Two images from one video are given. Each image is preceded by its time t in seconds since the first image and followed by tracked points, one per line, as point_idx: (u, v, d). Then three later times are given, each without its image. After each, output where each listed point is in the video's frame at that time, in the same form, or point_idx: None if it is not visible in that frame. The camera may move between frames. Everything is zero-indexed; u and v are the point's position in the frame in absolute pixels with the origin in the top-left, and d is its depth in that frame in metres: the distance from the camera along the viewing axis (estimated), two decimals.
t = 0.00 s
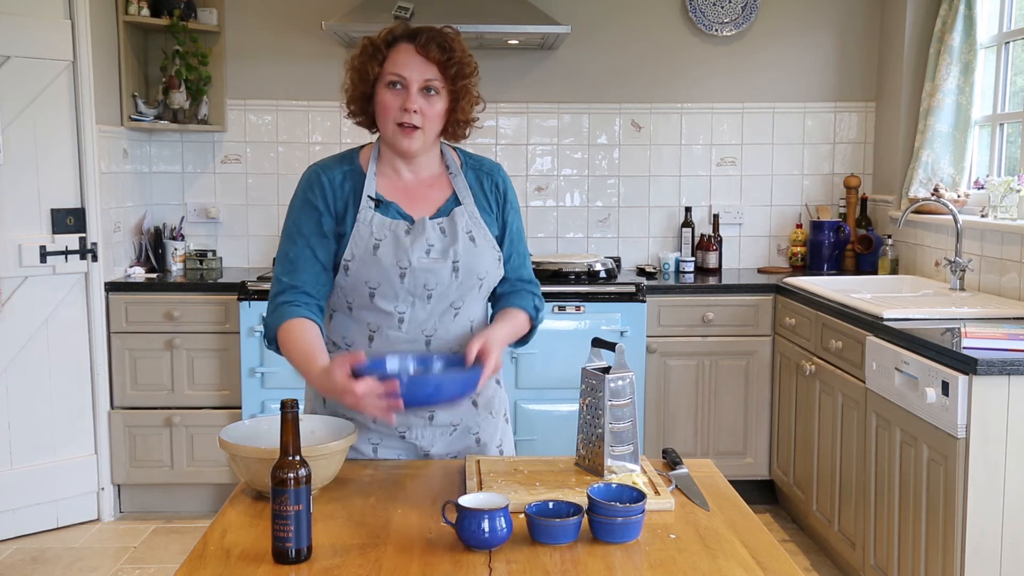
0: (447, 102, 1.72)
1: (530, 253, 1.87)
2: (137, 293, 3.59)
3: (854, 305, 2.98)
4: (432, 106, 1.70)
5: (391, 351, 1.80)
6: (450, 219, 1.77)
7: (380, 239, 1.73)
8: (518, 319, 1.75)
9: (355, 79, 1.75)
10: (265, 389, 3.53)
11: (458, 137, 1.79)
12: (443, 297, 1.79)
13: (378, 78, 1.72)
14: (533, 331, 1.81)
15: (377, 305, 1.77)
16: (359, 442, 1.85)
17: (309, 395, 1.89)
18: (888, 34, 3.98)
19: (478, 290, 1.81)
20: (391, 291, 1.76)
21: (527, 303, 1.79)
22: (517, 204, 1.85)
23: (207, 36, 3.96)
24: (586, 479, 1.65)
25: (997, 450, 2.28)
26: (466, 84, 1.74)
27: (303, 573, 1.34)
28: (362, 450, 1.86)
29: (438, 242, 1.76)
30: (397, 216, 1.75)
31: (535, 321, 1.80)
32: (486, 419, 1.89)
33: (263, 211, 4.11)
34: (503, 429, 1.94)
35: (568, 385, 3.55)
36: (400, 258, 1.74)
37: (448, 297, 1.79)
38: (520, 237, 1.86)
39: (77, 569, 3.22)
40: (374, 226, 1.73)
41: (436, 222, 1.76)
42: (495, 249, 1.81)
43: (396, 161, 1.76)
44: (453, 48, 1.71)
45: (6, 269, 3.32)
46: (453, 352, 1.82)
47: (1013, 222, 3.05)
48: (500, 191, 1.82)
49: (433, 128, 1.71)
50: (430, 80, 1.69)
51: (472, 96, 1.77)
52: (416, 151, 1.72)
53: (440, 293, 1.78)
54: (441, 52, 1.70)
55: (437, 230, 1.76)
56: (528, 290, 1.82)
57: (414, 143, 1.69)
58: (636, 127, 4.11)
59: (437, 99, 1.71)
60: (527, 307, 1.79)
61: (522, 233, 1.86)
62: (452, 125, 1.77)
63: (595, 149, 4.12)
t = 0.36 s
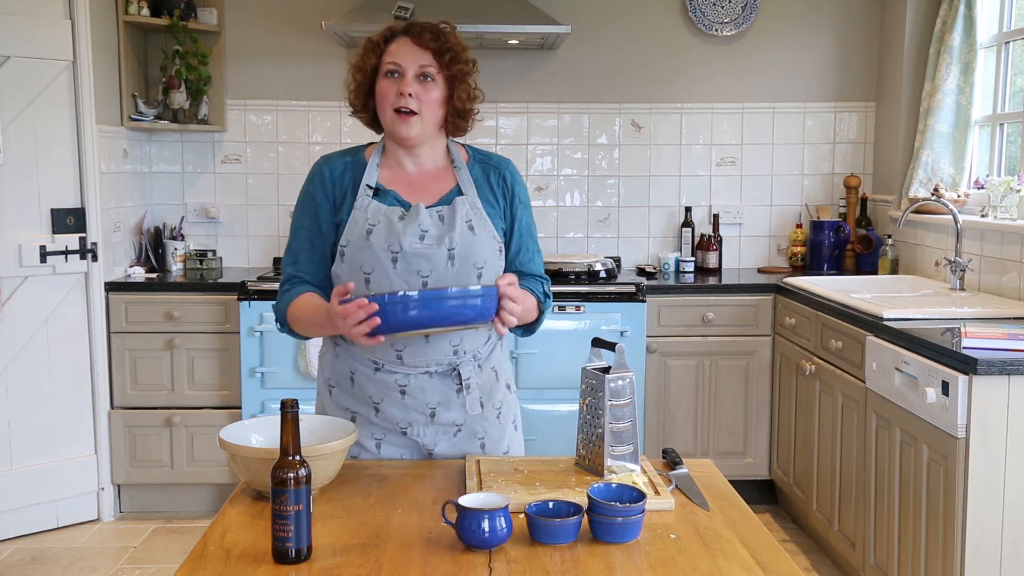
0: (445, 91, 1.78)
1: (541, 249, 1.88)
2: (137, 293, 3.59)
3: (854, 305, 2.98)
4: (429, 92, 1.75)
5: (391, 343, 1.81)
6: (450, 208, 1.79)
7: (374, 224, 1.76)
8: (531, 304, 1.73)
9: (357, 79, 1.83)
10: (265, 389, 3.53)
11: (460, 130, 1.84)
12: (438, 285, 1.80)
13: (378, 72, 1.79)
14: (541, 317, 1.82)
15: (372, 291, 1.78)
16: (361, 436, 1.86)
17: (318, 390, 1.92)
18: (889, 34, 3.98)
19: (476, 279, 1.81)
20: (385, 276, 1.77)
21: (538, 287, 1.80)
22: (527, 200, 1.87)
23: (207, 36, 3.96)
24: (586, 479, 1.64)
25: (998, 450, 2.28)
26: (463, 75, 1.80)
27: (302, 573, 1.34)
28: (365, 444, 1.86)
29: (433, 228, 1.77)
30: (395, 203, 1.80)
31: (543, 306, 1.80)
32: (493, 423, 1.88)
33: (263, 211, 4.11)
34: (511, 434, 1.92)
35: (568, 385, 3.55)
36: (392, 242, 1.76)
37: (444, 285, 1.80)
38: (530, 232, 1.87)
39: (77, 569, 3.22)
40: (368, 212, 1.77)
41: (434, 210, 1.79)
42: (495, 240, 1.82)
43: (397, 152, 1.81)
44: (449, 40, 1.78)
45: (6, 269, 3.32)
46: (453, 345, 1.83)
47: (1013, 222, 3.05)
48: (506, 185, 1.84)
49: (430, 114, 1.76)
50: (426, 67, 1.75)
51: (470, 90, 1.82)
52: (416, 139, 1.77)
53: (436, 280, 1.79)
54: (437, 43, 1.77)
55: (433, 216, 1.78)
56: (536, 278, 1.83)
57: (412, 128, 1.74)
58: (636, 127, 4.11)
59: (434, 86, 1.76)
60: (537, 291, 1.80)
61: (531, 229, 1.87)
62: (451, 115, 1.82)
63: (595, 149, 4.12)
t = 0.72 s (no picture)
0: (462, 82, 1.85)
1: (566, 246, 1.93)
2: (137, 293, 3.59)
3: (854, 305, 2.98)
4: (445, 82, 1.82)
5: (409, 336, 1.85)
6: (470, 204, 1.85)
7: (393, 218, 1.84)
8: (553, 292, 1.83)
9: (382, 85, 1.94)
10: (265, 389, 3.53)
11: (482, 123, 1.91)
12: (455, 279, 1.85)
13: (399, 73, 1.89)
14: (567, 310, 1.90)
15: (390, 282, 1.85)
16: (377, 428, 1.89)
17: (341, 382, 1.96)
18: (888, 34, 3.98)
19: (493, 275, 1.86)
20: (403, 268, 1.84)
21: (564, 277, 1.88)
22: (552, 199, 1.93)
23: (207, 36, 3.96)
24: (586, 479, 1.64)
25: (997, 450, 2.28)
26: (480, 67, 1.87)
27: (302, 573, 1.34)
28: (381, 436, 1.89)
29: (451, 223, 1.84)
30: (417, 198, 1.87)
31: (570, 297, 1.88)
32: (509, 424, 1.90)
33: (263, 211, 4.11)
34: (526, 437, 1.93)
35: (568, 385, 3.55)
36: (410, 236, 1.82)
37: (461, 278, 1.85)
38: (556, 232, 1.92)
39: (77, 569, 3.22)
40: (389, 206, 1.85)
41: (454, 206, 1.85)
42: (513, 236, 1.86)
43: (421, 149, 1.88)
44: (464, 35, 1.87)
45: (6, 269, 3.32)
46: (470, 341, 1.86)
47: (1013, 222, 3.05)
48: (530, 183, 1.90)
49: (446, 103, 1.82)
50: (440, 59, 1.83)
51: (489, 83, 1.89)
52: (435, 130, 1.84)
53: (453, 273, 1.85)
54: (452, 38, 1.86)
55: (453, 212, 1.84)
56: (561, 273, 1.88)
57: (429, 116, 1.80)
58: (636, 127, 4.11)
59: (450, 76, 1.83)
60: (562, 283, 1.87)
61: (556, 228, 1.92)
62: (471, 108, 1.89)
63: (595, 149, 4.12)
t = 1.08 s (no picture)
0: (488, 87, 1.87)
1: (586, 246, 1.96)
2: (137, 293, 3.59)
3: (854, 305, 2.98)
4: (471, 86, 1.85)
5: (430, 330, 1.85)
6: (494, 200, 1.86)
7: (417, 214, 1.86)
8: (574, 292, 1.85)
9: (408, 84, 1.96)
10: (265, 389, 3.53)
11: (507, 127, 1.92)
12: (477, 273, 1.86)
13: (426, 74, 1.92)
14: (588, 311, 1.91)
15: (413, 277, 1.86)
16: (397, 422, 1.90)
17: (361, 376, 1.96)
18: (888, 34, 3.98)
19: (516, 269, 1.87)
20: (427, 263, 1.85)
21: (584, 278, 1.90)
22: (573, 199, 1.97)
23: (207, 36, 3.96)
24: (586, 479, 1.64)
25: (997, 450, 2.28)
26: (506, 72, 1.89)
27: (302, 573, 1.34)
28: (400, 430, 1.90)
29: (475, 218, 1.85)
30: (440, 195, 1.89)
31: (592, 297, 1.89)
32: (527, 419, 1.91)
33: (263, 211, 4.11)
34: (543, 432, 1.95)
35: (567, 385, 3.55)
36: (434, 231, 1.84)
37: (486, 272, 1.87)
38: (577, 231, 1.95)
39: (77, 569, 3.22)
40: (413, 203, 1.87)
41: (478, 202, 1.86)
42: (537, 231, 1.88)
43: (443, 149, 1.91)
44: (492, 40, 1.89)
45: (6, 269, 3.32)
46: (492, 335, 1.87)
47: (1013, 222, 3.05)
48: (552, 182, 1.94)
49: (472, 106, 1.85)
50: (467, 64, 1.86)
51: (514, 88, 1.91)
52: (459, 132, 1.86)
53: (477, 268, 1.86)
54: (479, 43, 1.88)
55: (476, 208, 1.86)
56: (582, 271, 1.92)
57: (454, 118, 1.83)
58: (636, 127, 4.11)
59: (476, 80, 1.85)
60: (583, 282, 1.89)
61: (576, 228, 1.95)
62: (495, 111, 1.91)
63: (595, 149, 4.12)
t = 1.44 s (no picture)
0: (495, 89, 1.87)
1: (586, 249, 1.97)
2: (136, 293, 3.59)
3: (854, 305, 2.98)
4: (478, 90, 1.84)
5: (435, 328, 1.85)
6: (499, 200, 1.87)
7: (422, 213, 1.86)
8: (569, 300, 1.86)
9: (414, 83, 1.96)
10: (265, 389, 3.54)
11: (511, 128, 1.92)
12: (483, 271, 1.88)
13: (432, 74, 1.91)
14: (585, 315, 1.92)
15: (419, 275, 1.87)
16: (401, 422, 1.89)
17: (365, 376, 1.96)
18: (888, 34, 3.98)
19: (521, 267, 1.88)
20: (433, 262, 1.86)
21: (580, 285, 1.90)
22: (576, 200, 1.96)
23: (207, 36, 3.96)
24: (586, 479, 1.64)
25: (997, 450, 2.28)
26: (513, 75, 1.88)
27: (302, 573, 1.34)
28: (404, 429, 1.90)
29: (480, 218, 1.86)
30: (445, 194, 1.89)
31: (587, 304, 1.90)
32: (530, 418, 1.91)
33: (263, 211, 4.11)
34: (546, 431, 1.95)
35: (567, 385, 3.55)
36: (440, 229, 1.85)
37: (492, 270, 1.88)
38: (578, 233, 1.95)
39: (77, 569, 3.22)
40: (418, 202, 1.87)
41: (483, 202, 1.87)
42: (541, 232, 1.89)
43: (448, 149, 1.91)
44: (499, 42, 1.88)
45: (6, 269, 3.32)
46: (497, 334, 1.87)
47: (1013, 222, 3.05)
48: (556, 184, 1.93)
49: (478, 110, 1.85)
50: (475, 67, 1.85)
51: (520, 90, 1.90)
52: (465, 134, 1.86)
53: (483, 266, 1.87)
54: (486, 45, 1.87)
55: (482, 207, 1.86)
56: (582, 275, 1.93)
57: (461, 122, 1.83)
58: (636, 127, 4.11)
59: (483, 84, 1.85)
60: (579, 288, 1.90)
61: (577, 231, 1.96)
62: (501, 113, 1.91)
63: (595, 149, 4.12)
